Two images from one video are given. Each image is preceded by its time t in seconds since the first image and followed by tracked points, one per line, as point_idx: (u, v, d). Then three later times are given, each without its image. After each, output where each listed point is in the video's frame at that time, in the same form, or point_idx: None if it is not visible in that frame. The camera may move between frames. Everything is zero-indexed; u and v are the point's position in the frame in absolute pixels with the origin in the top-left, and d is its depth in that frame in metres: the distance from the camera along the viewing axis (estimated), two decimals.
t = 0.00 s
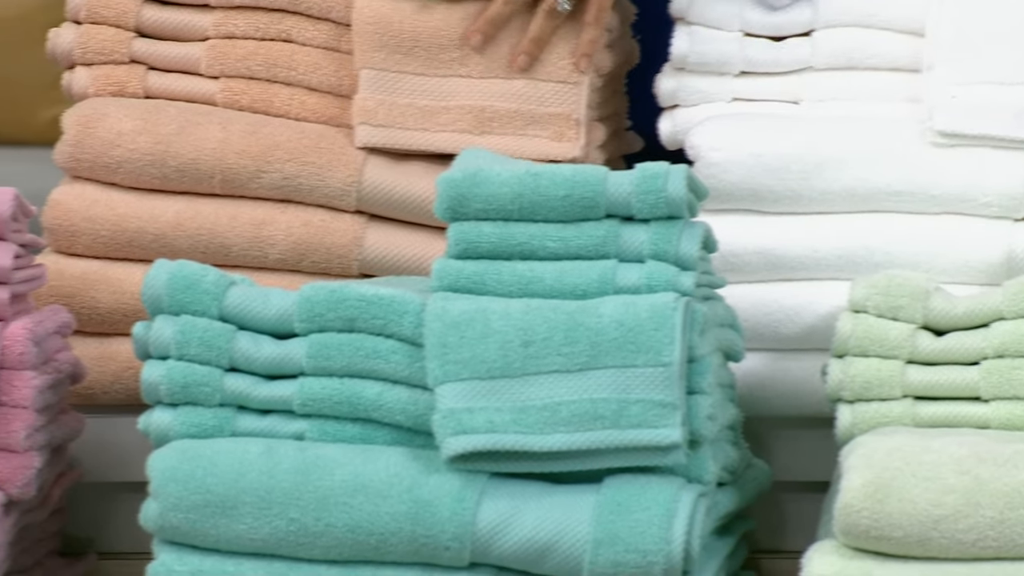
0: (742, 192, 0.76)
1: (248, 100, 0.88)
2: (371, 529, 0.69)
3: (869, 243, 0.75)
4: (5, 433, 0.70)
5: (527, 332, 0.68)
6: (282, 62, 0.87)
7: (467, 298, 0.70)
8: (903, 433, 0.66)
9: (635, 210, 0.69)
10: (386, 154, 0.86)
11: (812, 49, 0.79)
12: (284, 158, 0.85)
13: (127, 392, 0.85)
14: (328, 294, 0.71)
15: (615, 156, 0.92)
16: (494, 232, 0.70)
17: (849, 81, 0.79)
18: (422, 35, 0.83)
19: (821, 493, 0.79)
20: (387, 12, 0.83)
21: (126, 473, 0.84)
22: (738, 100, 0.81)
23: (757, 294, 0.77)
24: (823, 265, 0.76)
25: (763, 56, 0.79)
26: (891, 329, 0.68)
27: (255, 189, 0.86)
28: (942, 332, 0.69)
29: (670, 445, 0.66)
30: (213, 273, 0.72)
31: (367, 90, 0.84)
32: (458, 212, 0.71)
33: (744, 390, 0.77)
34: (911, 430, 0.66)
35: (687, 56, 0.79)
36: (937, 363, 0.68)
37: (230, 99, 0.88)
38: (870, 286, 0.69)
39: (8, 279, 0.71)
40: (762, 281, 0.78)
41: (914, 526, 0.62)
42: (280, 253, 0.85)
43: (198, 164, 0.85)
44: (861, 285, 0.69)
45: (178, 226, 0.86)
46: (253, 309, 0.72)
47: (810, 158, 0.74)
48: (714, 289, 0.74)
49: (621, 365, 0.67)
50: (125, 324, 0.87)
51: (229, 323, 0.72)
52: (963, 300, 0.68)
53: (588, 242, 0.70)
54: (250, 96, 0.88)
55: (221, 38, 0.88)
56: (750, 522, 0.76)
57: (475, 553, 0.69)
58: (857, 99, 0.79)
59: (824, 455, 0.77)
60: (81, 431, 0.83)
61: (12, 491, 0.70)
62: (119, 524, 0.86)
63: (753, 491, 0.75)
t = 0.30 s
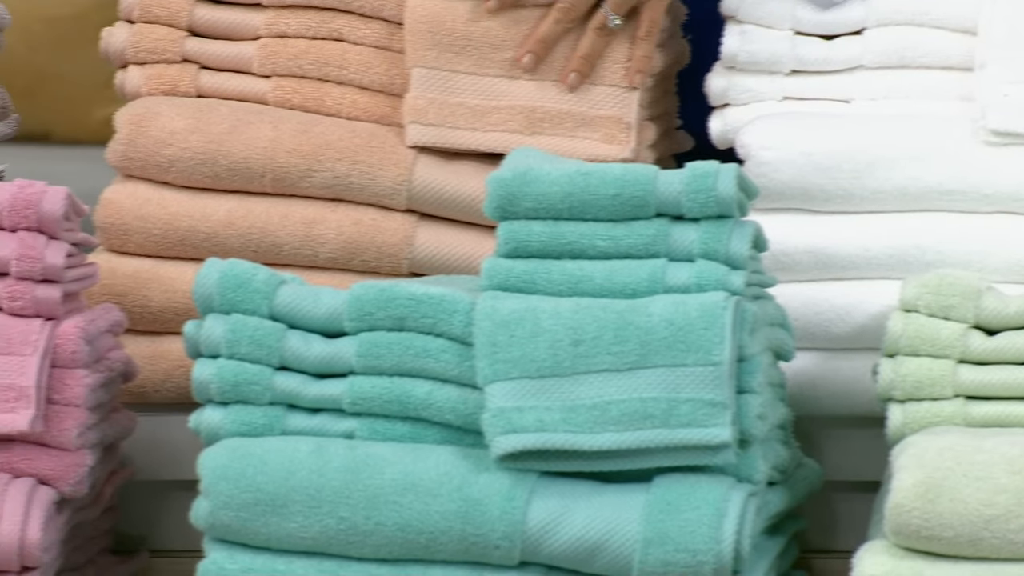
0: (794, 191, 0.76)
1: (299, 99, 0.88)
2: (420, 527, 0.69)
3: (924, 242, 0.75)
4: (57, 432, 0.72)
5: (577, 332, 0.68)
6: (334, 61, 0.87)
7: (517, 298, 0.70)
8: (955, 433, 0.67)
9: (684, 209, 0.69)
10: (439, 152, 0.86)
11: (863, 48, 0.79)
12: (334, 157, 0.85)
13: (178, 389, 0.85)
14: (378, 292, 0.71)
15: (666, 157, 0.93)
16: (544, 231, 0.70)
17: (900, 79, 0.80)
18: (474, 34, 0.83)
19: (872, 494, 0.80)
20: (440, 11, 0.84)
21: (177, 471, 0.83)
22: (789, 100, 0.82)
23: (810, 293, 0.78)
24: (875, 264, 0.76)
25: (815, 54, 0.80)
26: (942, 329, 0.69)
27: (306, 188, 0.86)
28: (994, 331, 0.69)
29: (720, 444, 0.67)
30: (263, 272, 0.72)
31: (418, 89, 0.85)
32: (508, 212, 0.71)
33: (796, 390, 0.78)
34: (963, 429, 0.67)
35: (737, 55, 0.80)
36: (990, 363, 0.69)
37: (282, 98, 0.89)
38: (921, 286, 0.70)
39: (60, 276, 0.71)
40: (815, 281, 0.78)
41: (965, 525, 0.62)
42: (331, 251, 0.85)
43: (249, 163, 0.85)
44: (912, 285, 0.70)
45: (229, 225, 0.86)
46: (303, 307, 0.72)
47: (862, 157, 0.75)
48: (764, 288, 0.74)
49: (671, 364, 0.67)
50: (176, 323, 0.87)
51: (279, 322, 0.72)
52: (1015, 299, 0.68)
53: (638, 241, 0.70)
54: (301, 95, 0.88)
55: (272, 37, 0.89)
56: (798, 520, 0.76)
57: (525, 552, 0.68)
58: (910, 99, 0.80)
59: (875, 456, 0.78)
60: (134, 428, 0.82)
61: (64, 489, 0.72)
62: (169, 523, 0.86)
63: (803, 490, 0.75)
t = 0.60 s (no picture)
0: (841, 190, 0.76)
1: (345, 99, 0.89)
2: (465, 526, 0.69)
3: (972, 242, 0.75)
4: (104, 431, 0.74)
5: (622, 331, 0.68)
6: (380, 61, 0.88)
7: (562, 297, 0.70)
8: (1003, 433, 0.66)
9: (730, 208, 0.69)
10: (483, 151, 0.87)
11: (910, 47, 0.79)
12: (379, 157, 0.86)
13: (224, 388, 0.86)
14: (423, 291, 0.71)
15: (713, 154, 0.94)
16: (589, 231, 0.70)
17: (949, 78, 0.79)
18: (519, 32, 0.84)
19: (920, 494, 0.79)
20: (486, 10, 0.85)
21: (225, 469, 0.83)
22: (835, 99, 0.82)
23: (857, 293, 0.77)
24: (921, 263, 0.76)
25: (862, 53, 0.80)
26: (989, 330, 0.68)
27: (352, 187, 0.86)
28: None
29: (765, 444, 0.66)
30: (309, 271, 0.72)
31: (464, 87, 0.86)
32: (553, 211, 0.71)
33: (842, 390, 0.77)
34: (1012, 430, 0.67)
35: (783, 54, 0.81)
36: None
37: (328, 98, 0.89)
38: (968, 285, 0.70)
39: (106, 275, 0.73)
40: (862, 280, 0.78)
41: (1014, 526, 0.62)
42: (377, 250, 0.86)
43: (295, 162, 0.86)
44: (959, 284, 0.70)
45: (274, 224, 0.87)
46: (349, 306, 0.72)
47: (909, 156, 0.75)
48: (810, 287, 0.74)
49: (716, 363, 0.67)
50: (223, 323, 0.87)
51: (325, 321, 0.73)
52: None
53: (683, 241, 0.70)
54: (347, 95, 0.89)
55: (318, 37, 0.89)
56: (844, 520, 0.76)
57: (570, 552, 0.68)
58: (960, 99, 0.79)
59: (922, 456, 0.78)
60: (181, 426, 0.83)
61: (111, 487, 0.74)
62: (217, 524, 0.86)
63: (849, 490, 0.75)
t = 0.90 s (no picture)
0: (879, 190, 0.76)
1: (382, 98, 0.90)
2: (502, 526, 0.69)
3: (1011, 241, 0.74)
4: (141, 429, 0.74)
5: (659, 330, 0.68)
6: (417, 60, 0.89)
7: (599, 297, 0.70)
8: None
9: (767, 208, 0.69)
10: (520, 152, 0.88)
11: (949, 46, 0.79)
12: (416, 157, 0.86)
13: (261, 387, 0.86)
14: (459, 291, 0.71)
15: (750, 154, 0.94)
16: (626, 230, 0.70)
17: (987, 78, 0.80)
18: (555, 33, 0.85)
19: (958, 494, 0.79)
20: (522, 10, 0.85)
21: (262, 468, 0.83)
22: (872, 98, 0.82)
23: (895, 293, 0.77)
24: (960, 262, 0.75)
25: (900, 52, 0.80)
26: None
27: (388, 187, 0.87)
28: None
29: (802, 443, 0.66)
30: (346, 270, 0.73)
31: (501, 88, 0.86)
32: (590, 210, 0.71)
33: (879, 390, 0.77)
34: None
35: (821, 52, 0.80)
36: None
37: (365, 97, 0.90)
38: (1007, 285, 0.69)
39: (144, 275, 0.73)
40: (901, 280, 0.78)
41: None
42: (414, 250, 0.86)
43: (332, 162, 0.86)
44: (997, 284, 0.70)
45: (311, 223, 0.87)
46: (385, 306, 0.72)
47: (947, 155, 0.75)
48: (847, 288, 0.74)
49: (753, 363, 0.67)
50: (260, 322, 0.87)
51: (362, 320, 0.73)
52: None
53: (719, 240, 0.70)
54: (385, 95, 0.90)
55: (356, 36, 0.90)
56: (882, 520, 0.76)
57: (607, 551, 0.68)
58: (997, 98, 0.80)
59: (960, 456, 0.78)
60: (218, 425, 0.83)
61: (149, 485, 0.74)
62: (254, 523, 0.86)
63: (887, 489, 0.75)
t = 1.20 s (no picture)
0: (908, 190, 0.76)
1: (411, 98, 0.90)
2: (530, 525, 0.69)
3: None
4: (170, 429, 0.74)
5: (687, 330, 0.68)
6: (446, 60, 0.89)
7: (627, 297, 0.70)
8: None
9: (795, 208, 0.69)
10: (548, 152, 0.88)
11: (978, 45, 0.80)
12: (444, 156, 0.86)
13: (289, 387, 0.86)
14: (487, 291, 0.71)
15: (778, 154, 0.94)
16: (654, 230, 0.70)
17: (1016, 77, 0.79)
18: (584, 34, 0.86)
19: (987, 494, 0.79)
20: (551, 11, 0.86)
21: (291, 467, 0.84)
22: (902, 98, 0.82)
23: (925, 294, 0.77)
24: (990, 262, 0.75)
25: (928, 52, 0.80)
26: None
27: (416, 186, 0.87)
28: None
29: (831, 444, 0.66)
30: (374, 270, 0.73)
31: (530, 88, 0.87)
32: (618, 210, 0.71)
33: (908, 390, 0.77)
34: None
35: (850, 52, 0.80)
36: None
37: (393, 97, 0.90)
38: None
39: (173, 275, 0.73)
40: (930, 280, 0.78)
41: None
42: (441, 250, 0.86)
43: (361, 162, 0.87)
44: None
45: (339, 222, 0.87)
46: (413, 305, 0.73)
47: (977, 155, 0.75)
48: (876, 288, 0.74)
49: (781, 363, 0.67)
50: (289, 322, 0.88)
51: (390, 320, 0.73)
52: None
53: (747, 240, 0.70)
54: (413, 95, 0.90)
55: (385, 36, 0.91)
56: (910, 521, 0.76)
57: (634, 551, 0.68)
58: None
59: (992, 456, 0.77)
60: (246, 424, 0.83)
61: (177, 485, 0.74)
62: (281, 522, 0.86)
63: (916, 490, 0.75)
